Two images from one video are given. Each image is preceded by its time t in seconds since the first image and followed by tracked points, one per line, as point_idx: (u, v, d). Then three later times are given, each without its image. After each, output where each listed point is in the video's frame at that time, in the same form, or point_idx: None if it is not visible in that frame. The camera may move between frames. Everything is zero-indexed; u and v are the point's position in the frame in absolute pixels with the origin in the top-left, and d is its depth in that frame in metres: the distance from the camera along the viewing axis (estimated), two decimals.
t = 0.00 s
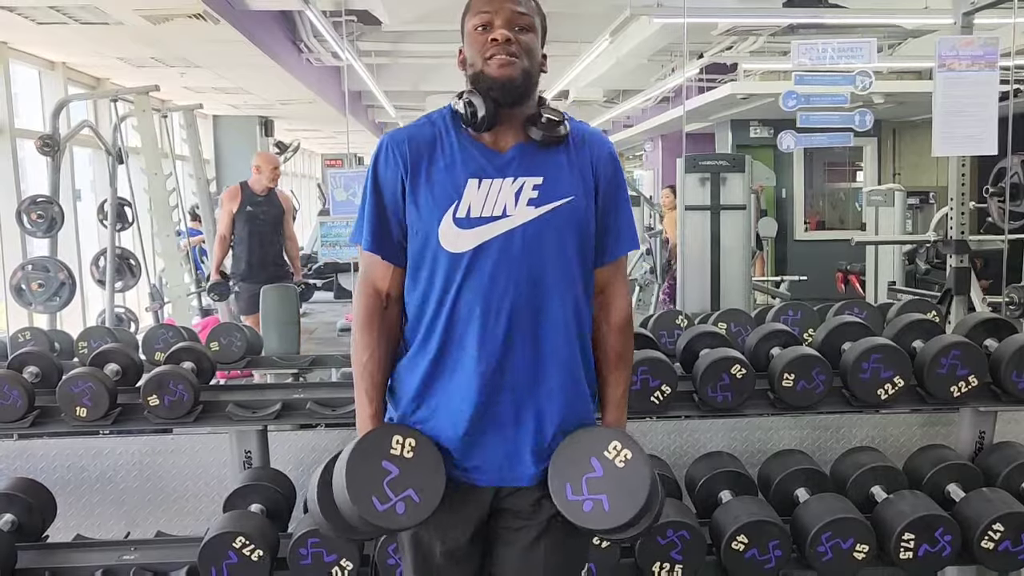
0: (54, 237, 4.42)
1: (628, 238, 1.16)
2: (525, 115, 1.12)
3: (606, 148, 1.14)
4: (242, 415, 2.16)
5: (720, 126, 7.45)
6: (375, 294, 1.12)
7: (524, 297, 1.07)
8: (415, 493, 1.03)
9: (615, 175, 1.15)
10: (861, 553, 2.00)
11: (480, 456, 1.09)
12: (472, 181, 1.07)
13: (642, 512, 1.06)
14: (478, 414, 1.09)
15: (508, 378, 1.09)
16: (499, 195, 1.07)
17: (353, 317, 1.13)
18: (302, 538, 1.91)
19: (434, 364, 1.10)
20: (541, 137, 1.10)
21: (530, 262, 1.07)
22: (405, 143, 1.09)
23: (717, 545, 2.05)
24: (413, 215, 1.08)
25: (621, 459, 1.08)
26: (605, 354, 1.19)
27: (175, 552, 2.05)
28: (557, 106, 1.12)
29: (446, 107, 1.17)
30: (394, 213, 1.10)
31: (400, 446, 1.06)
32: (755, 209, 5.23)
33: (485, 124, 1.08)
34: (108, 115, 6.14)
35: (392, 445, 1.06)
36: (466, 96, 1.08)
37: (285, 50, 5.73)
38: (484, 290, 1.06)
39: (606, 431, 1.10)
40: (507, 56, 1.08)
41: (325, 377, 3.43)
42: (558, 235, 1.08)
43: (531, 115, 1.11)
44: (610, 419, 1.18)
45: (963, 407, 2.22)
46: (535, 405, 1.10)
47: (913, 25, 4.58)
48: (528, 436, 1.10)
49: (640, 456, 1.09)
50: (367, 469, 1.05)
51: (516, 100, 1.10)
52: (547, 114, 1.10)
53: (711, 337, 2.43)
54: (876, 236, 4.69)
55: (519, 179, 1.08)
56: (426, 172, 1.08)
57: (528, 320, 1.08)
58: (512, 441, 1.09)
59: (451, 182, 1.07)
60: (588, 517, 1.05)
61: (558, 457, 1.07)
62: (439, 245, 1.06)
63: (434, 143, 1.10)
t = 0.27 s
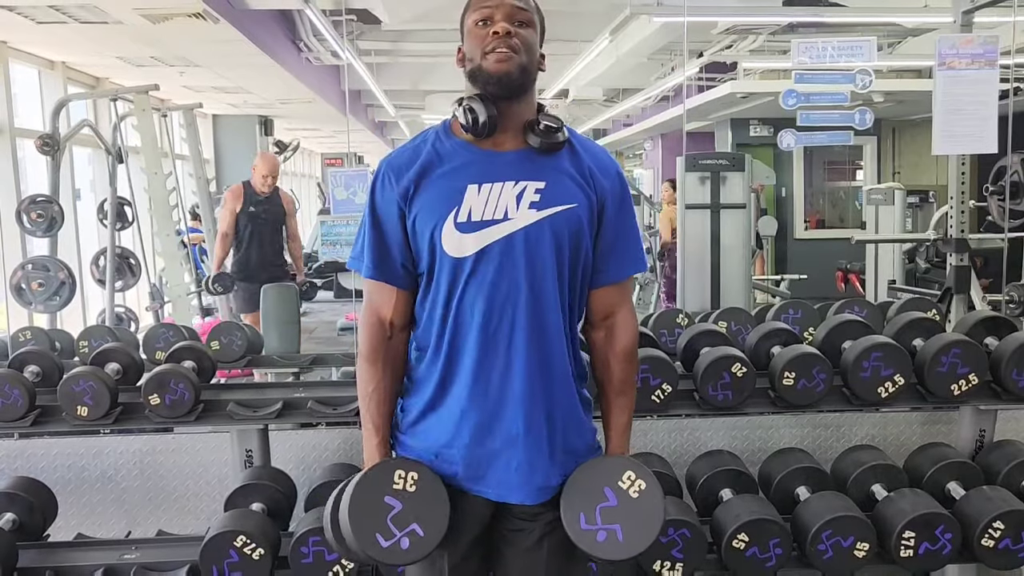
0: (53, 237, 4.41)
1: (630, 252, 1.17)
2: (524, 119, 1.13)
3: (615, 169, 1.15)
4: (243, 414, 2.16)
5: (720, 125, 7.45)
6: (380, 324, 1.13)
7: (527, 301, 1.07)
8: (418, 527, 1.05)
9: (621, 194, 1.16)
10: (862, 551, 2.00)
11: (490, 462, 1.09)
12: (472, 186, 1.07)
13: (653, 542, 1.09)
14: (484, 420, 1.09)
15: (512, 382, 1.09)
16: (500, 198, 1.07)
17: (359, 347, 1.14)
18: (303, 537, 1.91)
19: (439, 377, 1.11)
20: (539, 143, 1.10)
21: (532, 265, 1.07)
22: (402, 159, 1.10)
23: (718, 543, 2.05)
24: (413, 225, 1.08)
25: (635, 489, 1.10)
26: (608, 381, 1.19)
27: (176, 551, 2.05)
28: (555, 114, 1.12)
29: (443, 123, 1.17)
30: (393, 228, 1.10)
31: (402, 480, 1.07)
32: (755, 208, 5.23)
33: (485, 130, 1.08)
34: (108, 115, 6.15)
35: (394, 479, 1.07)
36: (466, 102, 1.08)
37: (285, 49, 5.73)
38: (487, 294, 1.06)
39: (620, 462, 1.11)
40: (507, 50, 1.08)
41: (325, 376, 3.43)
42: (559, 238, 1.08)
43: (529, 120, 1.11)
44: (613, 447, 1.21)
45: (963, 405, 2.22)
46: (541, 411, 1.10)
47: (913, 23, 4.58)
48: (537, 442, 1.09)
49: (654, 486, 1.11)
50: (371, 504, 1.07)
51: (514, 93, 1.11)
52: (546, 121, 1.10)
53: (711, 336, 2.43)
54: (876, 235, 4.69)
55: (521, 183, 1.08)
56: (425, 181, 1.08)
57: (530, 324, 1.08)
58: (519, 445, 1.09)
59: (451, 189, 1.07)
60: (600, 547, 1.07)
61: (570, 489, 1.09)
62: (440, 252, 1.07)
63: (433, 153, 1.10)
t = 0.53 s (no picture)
0: (54, 236, 4.41)
1: (633, 254, 1.17)
2: (525, 118, 1.13)
3: (617, 171, 1.15)
4: (244, 413, 2.16)
5: (720, 123, 7.45)
6: (380, 316, 1.13)
7: (526, 302, 1.07)
8: (422, 517, 1.05)
9: (624, 197, 1.16)
10: (862, 549, 2.00)
11: (489, 462, 1.09)
12: (473, 185, 1.07)
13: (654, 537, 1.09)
14: (483, 420, 1.09)
15: (511, 383, 1.09)
16: (500, 198, 1.07)
17: (358, 339, 1.14)
18: (304, 535, 1.91)
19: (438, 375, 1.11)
20: (538, 145, 1.10)
21: (532, 267, 1.07)
22: (404, 155, 1.10)
23: (718, 542, 2.05)
24: (414, 222, 1.08)
25: (634, 486, 1.10)
26: (611, 380, 1.20)
27: (176, 550, 2.05)
28: (557, 114, 1.12)
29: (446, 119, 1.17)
30: (394, 224, 1.10)
31: (406, 470, 1.07)
32: (755, 207, 5.23)
33: (485, 129, 1.08)
34: (108, 115, 6.15)
35: (398, 469, 1.08)
36: (468, 103, 1.09)
37: (285, 48, 5.73)
38: (487, 294, 1.06)
39: (620, 458, 1.12)
40: (508, 52, 1.08)
41: (325, 375, 3.43)
42: (559, 239, 1.08)
43: (530, 121, 1.11)
44: (617, 445, 1.21)
45: (963, 403, 2.22)
46: (539, 411, 1.09)
47: (913, 21, 4.58)
48: (536, 442, 1.09)
49: (654, 482, 1.11)
50: (373, 495, 1.07)
51: (516, 93, 1.11)
52: (546, 122, 1.10)
53: (712, 334, 2.43)
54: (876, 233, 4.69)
55: (521, 184, 1.08)
56: (426, 179, 1.08)
57: (529, 324, 1.08)
58: (518, 446, 1.09)
59: (451, 187, 1.07)
60: (601, 545, 1.07)
61: (572, 486, 1.09)
62: (440, 252, 1.07)
63: (435, 150, 1.10)
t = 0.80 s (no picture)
0: (53, 234, 4.41)
1: (635, 225, 1.16)
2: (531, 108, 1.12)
3: (609, 133, 1.14)
4: (245, 412, 2.16)
5: (719, 122, 7.45)
6: (377, 272, 1.10)
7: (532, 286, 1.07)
8: (422, 463, 1.03)
9: (616, 154, 1.15)
10: (862, 548, 2.00)
11: (485, 448, 1.09)
12: (483, 175, 1.08)
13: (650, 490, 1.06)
14: (483, 405, 1.09)
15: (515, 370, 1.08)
16: (507, 188, 1.07)
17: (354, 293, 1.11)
18: (304, 534, 1.91)
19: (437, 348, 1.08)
20: (549, 128, 1.11)
21: (537, 255, 1.07)
22: (417, 129, 1.09)
23: (718, 540, 2.05)
24: (422, 202, 1.08)
25: (629, 438, 1.07)
26: (610, 337, 1.16)
27: (176, 549, 2.05)
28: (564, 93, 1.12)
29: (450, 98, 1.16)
30: (405, 195, 1.09)
31: (407, 416, 1.05)
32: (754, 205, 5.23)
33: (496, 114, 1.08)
34: (108, 113, 6.14)
35: (400, 415, 1.05)
36: (470, 93, 1.09)
37: (284, 47, 5.73)
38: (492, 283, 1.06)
39: (615, 411, 1.09)
40: (511, 55, 1.08)
41: (324, 373, 3.43)
42: (566, 229, 1.08)
43: (537, 106, 1.11)
44: (614, 399, 1.17)
45: (963, 402, 2.22)
46: (540, 394, 1.09)
47: (913, 20, 4.57)
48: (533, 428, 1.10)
49: (649, 435, 1.08)
50: (373, 441, 1.04)
51: (517, 99, 1.09)
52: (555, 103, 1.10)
53: (712, 333, 2.43)
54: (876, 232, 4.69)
55: (526, 174, 1.08)
56: (438, 160, 1.08)
57: (536, 311, 1.08)
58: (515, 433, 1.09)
59: (461, 174, 1.08)
60: (595, 496, 1.04)
61: (567, 438, 1.07)
62: (447, 236, 1.06)
63: (445, 131, 1.09)
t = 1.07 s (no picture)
0: (52, 233, 4.40)
1: (632, 224, 1.16)
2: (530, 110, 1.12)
3: (610, 135, 1.14)
4: (245, 410, 2.16)
5: (718, 121, 7.45)
6: (380, 279, 1.12)
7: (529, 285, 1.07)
8: (421, 475, 1.05)
9: (617, 156, 1.15)
10: (862, 547, 2.00)
11: (486, 445, 1.09)
12: (478, 172, 1.08)
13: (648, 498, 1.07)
14: (482, 404, 1.09)
15: (513, 368, 1.09)
16: (502, 185, 1.07)
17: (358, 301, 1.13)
18: (303, 533, 1.91)
19: (436, 351, 1.10)
20: (547, 130, 1.10)
21: (532, 252, 1.06)
22: (411, 132, 1.09)
23: (718, 539, 2.05)
24: (416, 204, 1.09)
25: (628, 447, 1.09)
26: (608, 343, 1.19)
27: (175, 547, 2.05)
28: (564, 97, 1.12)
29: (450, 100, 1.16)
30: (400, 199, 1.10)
31: (405, 429, 1.07)
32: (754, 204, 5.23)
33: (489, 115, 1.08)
34: (107, 112, 6.14)
35: (397, 428, 1.08)
36: (470, 91, 1.09)
37: (284, 46, 5.73)
38: (486, 280, 1.07)
39: (614, 419, 1.11)
40: (512, 55, 1.08)
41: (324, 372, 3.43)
42: (562, 225, 1.08)
43: (537, 109, 1.11)
44: (614, 407, 1.18)
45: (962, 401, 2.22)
46: (538, 395, 1.10)
47: (913, 19, 4.58)
48: (534, 425, 1.10)
49: (647, 444, 1.10)
50: (372, 453, 1.06)
51: (518, 98, 1.09)
52: (554, 105, 1.10)
53: (711, 333, 2.43)
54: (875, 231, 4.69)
55: (522, 171, 1.08)
56: (432, 162, 1.09)
57: (531, 308, 1.08)
58: (516, 431, 1.10)
59: (455, 174, 1.08)
60: (593, 506, 1.06)
61: (566, 447, 1.09)
62: (442, 236, 1.07)
63: (439, 133, 1.10)
